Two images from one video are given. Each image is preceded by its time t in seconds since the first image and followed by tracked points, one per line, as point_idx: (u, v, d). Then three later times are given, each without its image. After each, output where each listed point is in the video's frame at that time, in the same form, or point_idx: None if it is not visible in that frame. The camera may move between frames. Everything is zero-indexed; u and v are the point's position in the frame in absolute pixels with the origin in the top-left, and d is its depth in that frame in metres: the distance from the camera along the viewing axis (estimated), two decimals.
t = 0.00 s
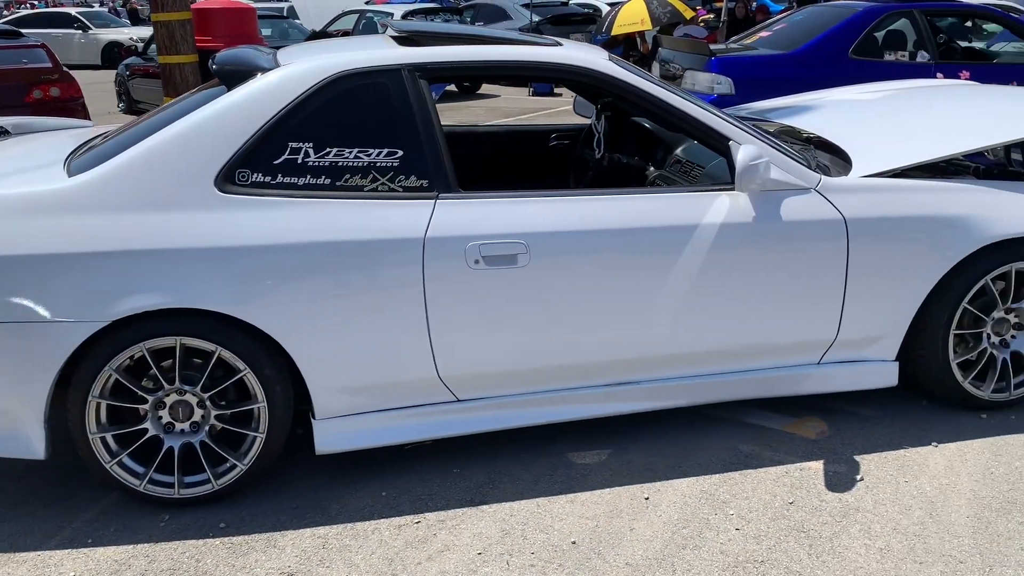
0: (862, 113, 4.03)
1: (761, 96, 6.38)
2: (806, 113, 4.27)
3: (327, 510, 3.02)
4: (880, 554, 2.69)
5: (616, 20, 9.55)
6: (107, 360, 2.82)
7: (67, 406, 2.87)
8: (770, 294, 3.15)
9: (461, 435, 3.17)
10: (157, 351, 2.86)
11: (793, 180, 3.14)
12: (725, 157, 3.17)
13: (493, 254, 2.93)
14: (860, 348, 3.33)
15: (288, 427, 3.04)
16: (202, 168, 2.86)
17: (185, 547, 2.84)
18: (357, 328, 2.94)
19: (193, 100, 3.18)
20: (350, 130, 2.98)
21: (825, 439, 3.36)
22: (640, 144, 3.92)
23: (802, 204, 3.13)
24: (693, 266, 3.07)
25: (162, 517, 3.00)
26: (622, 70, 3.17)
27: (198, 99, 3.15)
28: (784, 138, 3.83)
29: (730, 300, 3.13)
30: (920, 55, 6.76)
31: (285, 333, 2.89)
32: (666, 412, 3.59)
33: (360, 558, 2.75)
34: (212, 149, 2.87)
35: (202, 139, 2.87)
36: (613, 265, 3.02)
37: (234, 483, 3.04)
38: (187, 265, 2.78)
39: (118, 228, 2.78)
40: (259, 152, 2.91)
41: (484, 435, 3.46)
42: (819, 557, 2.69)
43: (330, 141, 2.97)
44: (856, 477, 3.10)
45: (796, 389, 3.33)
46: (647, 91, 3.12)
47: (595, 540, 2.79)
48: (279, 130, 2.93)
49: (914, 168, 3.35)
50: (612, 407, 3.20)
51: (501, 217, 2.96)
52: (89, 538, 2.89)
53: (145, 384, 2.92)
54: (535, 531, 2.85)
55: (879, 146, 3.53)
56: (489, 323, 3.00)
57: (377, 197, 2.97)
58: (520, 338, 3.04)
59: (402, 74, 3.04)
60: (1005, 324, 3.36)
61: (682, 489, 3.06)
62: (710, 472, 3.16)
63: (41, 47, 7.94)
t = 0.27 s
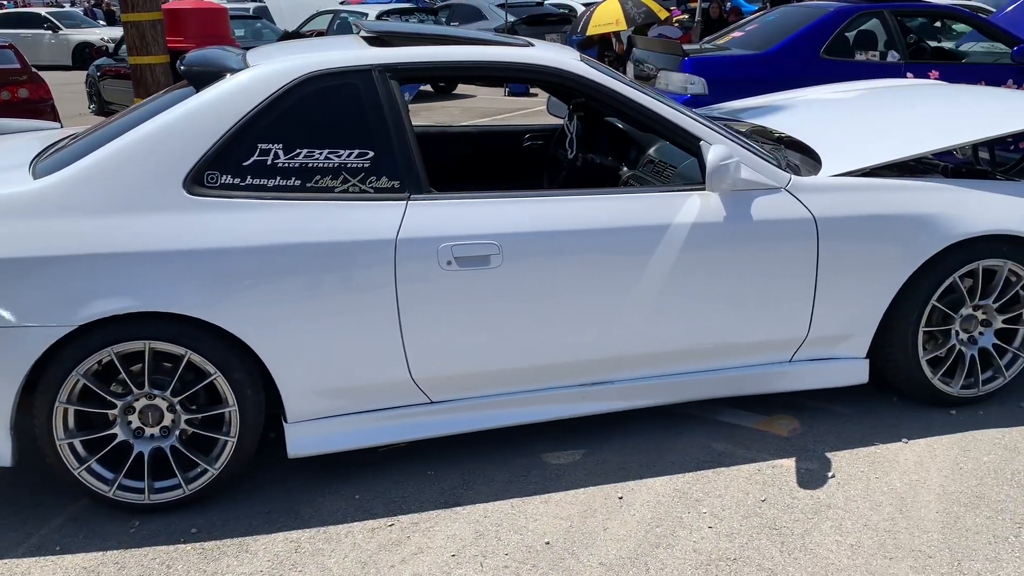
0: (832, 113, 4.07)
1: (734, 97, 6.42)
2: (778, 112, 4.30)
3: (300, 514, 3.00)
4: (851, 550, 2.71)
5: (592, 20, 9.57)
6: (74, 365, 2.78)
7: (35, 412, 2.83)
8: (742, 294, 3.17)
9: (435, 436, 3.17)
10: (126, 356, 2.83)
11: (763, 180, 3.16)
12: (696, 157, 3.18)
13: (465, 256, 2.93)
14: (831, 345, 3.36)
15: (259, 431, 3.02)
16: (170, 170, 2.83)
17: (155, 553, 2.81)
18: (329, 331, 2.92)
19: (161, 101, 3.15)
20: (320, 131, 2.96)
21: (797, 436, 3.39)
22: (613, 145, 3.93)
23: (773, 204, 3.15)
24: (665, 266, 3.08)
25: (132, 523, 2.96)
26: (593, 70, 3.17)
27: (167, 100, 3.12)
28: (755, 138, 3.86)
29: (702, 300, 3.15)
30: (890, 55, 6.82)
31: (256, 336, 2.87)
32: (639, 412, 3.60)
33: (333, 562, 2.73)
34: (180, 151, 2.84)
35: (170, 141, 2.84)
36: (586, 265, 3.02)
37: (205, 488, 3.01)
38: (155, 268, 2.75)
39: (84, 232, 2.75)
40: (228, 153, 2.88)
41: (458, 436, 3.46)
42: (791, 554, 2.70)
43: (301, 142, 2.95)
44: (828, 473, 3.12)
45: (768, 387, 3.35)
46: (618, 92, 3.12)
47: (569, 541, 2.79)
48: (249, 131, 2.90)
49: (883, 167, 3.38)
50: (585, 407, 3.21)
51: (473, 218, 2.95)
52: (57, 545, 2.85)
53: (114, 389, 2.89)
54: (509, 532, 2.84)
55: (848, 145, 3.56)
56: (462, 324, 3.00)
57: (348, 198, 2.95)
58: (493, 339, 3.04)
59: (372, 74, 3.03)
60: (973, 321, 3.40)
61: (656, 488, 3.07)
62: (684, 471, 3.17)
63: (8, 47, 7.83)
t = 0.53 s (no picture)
0: (806, 113, 4.10)
1: (709, 98, 6.46)
2: (753, 113, 4.33)
3: (275, 518, 2.98)
4: (825, 548, 2.73)
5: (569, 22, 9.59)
6: (43, 371, 2.74)
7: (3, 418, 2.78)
8: (716, 294, 3.19)
9: (411, 439, 3.16)
10: (96, 361, 2.80)
11: (736, 181, 3.18)
12: (669, 158, 3.19)
13: (439, 258, 2.92)
14: (804, 345, 3.38)
15: (232, 436, 3.00)
16: (140, 174, 2.80)
17: (127, 560, 2.78)
18: (303, 334, 2.91)
19: (131, 103, 3.12)
20: (292, 133, 2.94)
21: (771, 435, 3.41)
22: (588, 145, 3.93)
23: (746, 204, 3.17)
24: (639, 267, 3.08)
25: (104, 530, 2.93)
26: (566, 72, 3.17)
27: (137, 102, 3.09)
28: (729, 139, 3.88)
29: (677, 300, 3.16)
30: (864, 56, 6.88)
31: (228, 340, 2.85)
32: (615, 413, 3.61)
33: (308, 567, 2.71)
34: (150, 154, 2.81)
35: (140, 144, 2.81)
36: (559, 267, 3.02)
37: (179, 494, 2.98)
38: (125, 272, 2.72)
39: (52, 235, 2.71)
40: (199, 156, 2.86)
41: (433, 439, 3.45)
42: (765, 553, 2.72)
43: (273, 144, 2.93)
44: (802, 472, 3.14)
45: (742, 386, 3.37)
46: (591, 93, 3.13)
47: (545, 542, 2.79)
48: (220, 133, 2.88)
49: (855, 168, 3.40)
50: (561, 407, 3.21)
51: (448, 220, 2.94)
52: (27, 553, 2.81)
53: (85, 395, 2.85)
54: (485, 535, 2.84)
55: (820, 146, 3.58)
56: (437, 326, 2.99)
57: (321, 201, 2.94)
58: (468, 341, 3.04)
59: (344, 76, 3.01)
60: (945, 319, 3.44)
61: (632, 488, 3.08)
62: (660, 471, 3.18)
63: None
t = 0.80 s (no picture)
0: (782, 115, 4.12)
1: (688, 99, 6.49)
2: (730, 115, 4.35)
3: (252, 523, 2.97)
4: (802, 547, 2.75)
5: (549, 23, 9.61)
6: (15, 377, 2.71)
7: None
8: (693, 295, 3.20)
9: (389, 442, 3.15)
10: (70, 366, 2.77)
11: (712, 182, 3.19)
12: (646, 160, 3.20)
13: (417, 260, 2.91)
14: (781, 345, 3.40)
15: (209, 440, 2.98)
16: (113, 177, 2.78)
17: (102, 567, 2.75)
18: (279, 338, 2.89)
19: (105, 105, 3.09)
20: (268, 135, 2.93)
21: (749, 435, 3.43)
22: (566, 146, 3.93)
23: (722, 205, 3.18)
24: (617, 268, 3.09)
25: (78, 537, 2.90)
26: (543, 74, 3.17)
27: (111, 105, 3.06)
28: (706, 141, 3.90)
29: (654, 301, 3.17)
30: (841, 57, 6.94)
31: (203, 345, 2.82)
32: (594, 414, 3.62)
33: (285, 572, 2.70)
34: (123, 157, 2.79)
35: (113, 147, 2.79)
36: (537, 269, 3.02)
37: (154, 499, 2.96)
38: (98, 276, 2.69)
39: (23, 239, 2.68)
40: (173, 159, 2.84)
41: (412, 442, 3.44)
42: (743, 552, 2.73)
43: (248, 146, 2.91)
44: (779, 471, 3.16)
45: (719, 387, 3.38)
46: (567, 95, 3.13)
47: (524, 544, 2.79)
48: (194, 136, 2.86)
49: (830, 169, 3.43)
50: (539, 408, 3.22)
51: (424, 222, 2.94)
52: None
53: (58, 401, 2.82)
54: (463, 538, 2.83)
55: (796, 147, 3.61)
56: (415, 328, 2.98)
57: (297, 204, 2.92)
58: (446, 343, 3.03)
59: (320, 78, 3.00)
60: (919, 318, 3.47)
61: (611, 489, 3.08)
62: (638, 471, 3.19)
63: None
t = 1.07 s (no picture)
0: (760, 116, 4.15)
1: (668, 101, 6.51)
2: (709, 116, 4.37)
3: (231, 528, 2.95)
4: (781, 547, 2.76)
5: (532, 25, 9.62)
6: None
7: None
8: (673, 296, 3.21)
9: (369, 445, 3.14)
10: (45, 371, 2.74)
11: (690, 183, 3.20)
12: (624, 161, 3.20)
13: (396, 263, 2.90)
14: (760, 345, 3.42)
15: (187, 445, 2.96)
16: (87, 180, 2.75)
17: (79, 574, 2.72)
18: (257, 341, 2.88)
19: (80, 108, 3.07)
20: (245, 138, 2.91)
21: (728, 435, 3.44)
22: (546, 148, 3.95)
23: (701, 206, 3.20)
24: (596, 270, 3.09)
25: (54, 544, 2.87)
26: (521, 76, 3.17)
27: (87, 107, 3.04)
28: (685, 143, 3.92)
29: (634, 302, 3.18)
30: (819, 59, 6.99)
31: (180, 349, 2.80)
32: (575, 415, 3.62)
33: None
34: (98, 160, 2.77)
35: (88, 150, 2.77)
36: (516, 270, 3.02)
37: (131, 505, 2.93)
38: (72, 280, 2.67)
39: None
40: (150, 162, 2.82)
41: (392, 445, 3.43)
42: (722, 552, 2.74)
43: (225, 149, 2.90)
44: (759, 471, 3.18)
45: (699, 387, 3.40)
46: (546, 97, 3.13)
47: (504, 547, 2.79)
48: (170, 139, 2.84)
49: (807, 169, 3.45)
50: (520, 410, 3.22)
51: (403, 225, 2.93)
52: None
53: (33, 406, 2.80)
54: (443, 541, 2.83)
55: (774, 147, 3.62)
56: (394, 331, 2.97)
57: (275, 207, 2.91)
58: (426, 346, 3.02)
59: (298, 80, 2.98)
60: (897, 318, 3.50)
61: (591, 490, 3.08)
62: (619, 472, 3.20)
63: None
